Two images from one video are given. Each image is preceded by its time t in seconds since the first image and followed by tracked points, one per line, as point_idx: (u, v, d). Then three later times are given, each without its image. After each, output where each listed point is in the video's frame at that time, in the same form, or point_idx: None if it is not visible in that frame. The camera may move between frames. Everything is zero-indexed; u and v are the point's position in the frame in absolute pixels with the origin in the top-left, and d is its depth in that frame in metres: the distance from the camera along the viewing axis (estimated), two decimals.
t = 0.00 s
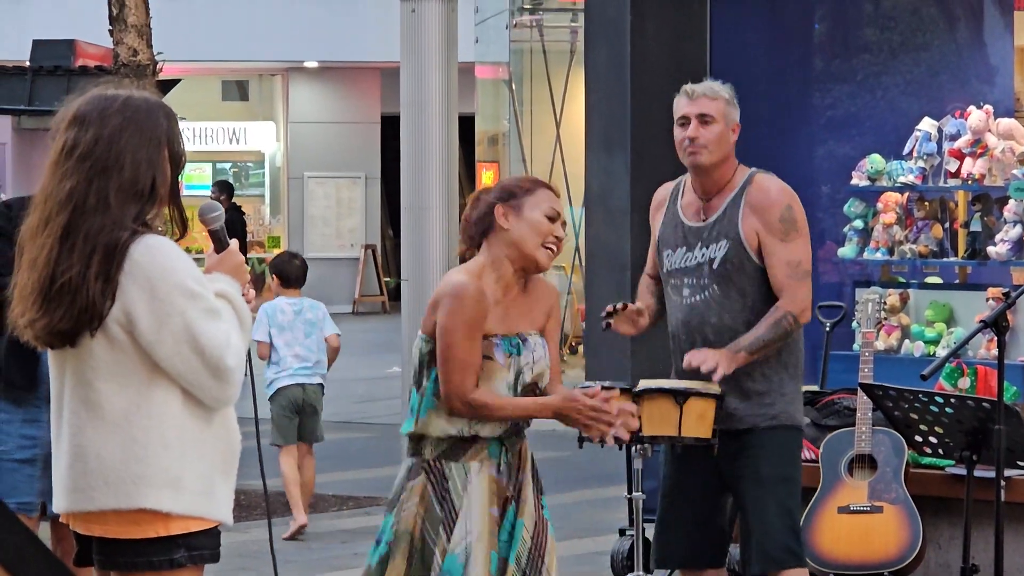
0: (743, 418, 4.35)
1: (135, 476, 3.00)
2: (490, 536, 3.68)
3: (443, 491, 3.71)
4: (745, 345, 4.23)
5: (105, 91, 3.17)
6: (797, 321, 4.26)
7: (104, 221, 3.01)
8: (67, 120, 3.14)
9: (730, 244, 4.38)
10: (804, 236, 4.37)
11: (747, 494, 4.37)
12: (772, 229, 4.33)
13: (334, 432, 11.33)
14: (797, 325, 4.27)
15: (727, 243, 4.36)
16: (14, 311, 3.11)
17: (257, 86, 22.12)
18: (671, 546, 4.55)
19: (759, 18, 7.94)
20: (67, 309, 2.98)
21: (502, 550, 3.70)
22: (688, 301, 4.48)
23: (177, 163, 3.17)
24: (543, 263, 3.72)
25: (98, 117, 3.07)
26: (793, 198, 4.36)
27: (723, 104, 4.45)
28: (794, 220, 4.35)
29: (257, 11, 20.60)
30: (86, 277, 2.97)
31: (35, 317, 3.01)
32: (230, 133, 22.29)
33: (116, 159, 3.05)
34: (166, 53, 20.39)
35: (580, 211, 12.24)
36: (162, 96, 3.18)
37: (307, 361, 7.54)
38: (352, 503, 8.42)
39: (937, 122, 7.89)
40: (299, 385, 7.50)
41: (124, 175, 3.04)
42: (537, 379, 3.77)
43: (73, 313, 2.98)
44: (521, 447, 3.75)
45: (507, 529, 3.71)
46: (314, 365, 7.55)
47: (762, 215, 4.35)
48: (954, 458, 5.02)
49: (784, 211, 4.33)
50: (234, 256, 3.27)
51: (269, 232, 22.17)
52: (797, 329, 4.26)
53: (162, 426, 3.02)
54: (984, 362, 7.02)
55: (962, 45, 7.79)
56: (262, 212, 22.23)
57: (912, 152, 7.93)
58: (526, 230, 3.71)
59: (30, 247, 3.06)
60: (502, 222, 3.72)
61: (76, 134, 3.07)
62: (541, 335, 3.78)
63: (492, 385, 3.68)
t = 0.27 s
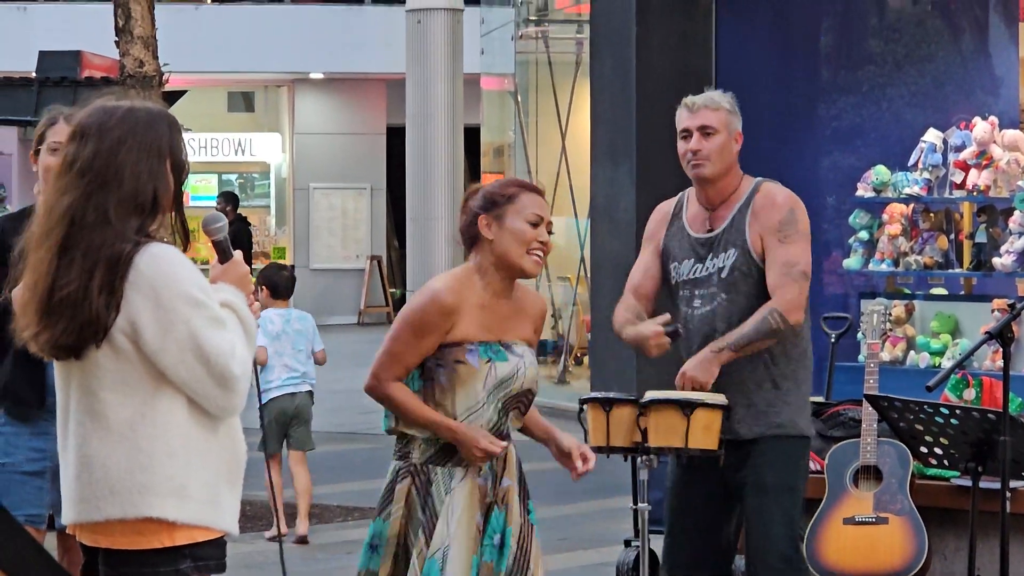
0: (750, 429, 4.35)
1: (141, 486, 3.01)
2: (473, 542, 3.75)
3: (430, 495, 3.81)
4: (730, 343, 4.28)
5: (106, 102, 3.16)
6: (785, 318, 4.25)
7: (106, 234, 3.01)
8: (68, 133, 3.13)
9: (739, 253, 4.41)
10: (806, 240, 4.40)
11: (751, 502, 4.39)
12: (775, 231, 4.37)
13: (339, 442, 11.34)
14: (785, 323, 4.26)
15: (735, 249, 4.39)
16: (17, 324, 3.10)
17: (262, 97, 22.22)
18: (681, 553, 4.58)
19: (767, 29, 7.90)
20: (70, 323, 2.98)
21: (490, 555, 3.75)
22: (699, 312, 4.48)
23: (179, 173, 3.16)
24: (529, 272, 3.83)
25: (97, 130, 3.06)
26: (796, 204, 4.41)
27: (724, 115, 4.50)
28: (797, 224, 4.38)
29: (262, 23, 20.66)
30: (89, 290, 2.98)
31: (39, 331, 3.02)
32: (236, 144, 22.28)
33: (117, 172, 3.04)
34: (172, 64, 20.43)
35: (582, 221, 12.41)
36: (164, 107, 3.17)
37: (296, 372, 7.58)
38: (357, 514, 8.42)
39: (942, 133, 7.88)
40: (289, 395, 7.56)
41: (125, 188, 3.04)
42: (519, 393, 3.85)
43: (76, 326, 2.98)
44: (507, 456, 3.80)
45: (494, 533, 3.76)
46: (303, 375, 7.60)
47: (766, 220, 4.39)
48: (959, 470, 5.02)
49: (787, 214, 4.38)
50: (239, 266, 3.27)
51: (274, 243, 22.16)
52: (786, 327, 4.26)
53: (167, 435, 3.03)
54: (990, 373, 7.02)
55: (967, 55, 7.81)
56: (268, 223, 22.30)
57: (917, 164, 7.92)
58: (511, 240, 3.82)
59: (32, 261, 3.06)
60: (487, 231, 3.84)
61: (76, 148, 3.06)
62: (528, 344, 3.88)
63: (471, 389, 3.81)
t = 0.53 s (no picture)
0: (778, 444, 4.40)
1: (148, 491, 3.00)
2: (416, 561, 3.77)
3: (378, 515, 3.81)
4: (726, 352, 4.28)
5: (114, 113, 3.17)
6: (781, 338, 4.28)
7: (112, 244, 3.02)
8: (76, 145, 3.15)
9: (758, 270, 4.44)
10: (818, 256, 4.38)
11: (787, 514, 4.47)
12: (785, 242, 4.37)
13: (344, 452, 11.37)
14: (780, 340, 4.28)
15: (753, 268, 4.42)
16: (27, 336, 3.11)
17: (267, 107, 22.26)
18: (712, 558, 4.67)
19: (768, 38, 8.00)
20: (76, 333, 2.98)
21: None
22: (723, 329, 4.52)
23: (186, 184, 3.16)
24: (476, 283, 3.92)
25: (104, 141, 3.07)
26: (812, 218, 4.39)
27: (738, 132, 4.46)
28: (807, 240, 4.36)
29: (267, 33, 20.71)
30: (95, 300, 2.98)
31: (47, 342, 3.02)
32: (242, 153, 22.34)
33: (122, 184, 3.05)
34: (177, 74, 20.48)
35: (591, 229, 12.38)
36: (171, 117, 3.17)
37: (281, 384, 7.68)
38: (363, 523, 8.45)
39: (948, 142, 7.81)
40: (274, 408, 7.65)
41: (130, 200, 3.05)
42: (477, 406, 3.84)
43: (82, 337, 2.98)
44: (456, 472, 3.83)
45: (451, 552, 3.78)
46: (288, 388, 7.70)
47: (781, 234, 4.39)
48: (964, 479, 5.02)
49: (801, 229, 4.37)
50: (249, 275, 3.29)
51: (279, 252, 22.26)
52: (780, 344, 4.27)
53: (174, 440, 3.01)
54: (994, 382, 7.03)
55: (972, 65, 7.74)
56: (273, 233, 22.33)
57: (922, 173, 7.87)
58: (453, 255, 3.90)
59: (39, 273, 3.07)
60: (428, 250, 3.91)
61: (82, 160, 3.08)
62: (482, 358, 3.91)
63: (421, 404, 3.80)
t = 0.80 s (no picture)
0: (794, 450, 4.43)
1: (155, 497, 2.95)
2: (344, 551, 3.69)
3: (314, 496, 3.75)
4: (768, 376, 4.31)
5: (125, 116, 3.11)
6: (824, 358, 4.32)
7: (118, 248, 2.95)
8: (84, 146, 3.08)
9: (779, 283, 4.48)
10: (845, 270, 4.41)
11: (799, 518, 4.48)
12: (811, 262, 4.40)
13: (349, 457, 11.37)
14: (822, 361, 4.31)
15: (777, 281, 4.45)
16: (33, 339, 3.05)
17: (273, 112, 22.10)
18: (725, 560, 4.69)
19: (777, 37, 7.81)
20: (81, 337, 2.92)
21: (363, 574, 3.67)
22: (743, 339, 4.56)
23: (195, 191, 3.11)
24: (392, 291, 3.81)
25: (115, 143, 3.01)
26: (835, 231, 4.42)
27: (760, 146, 4.54)
28: (833, 255, 4.39)
29: (271, 39, 20.71)
30: (101, 304, 2.91)
31: (52, 345, 2.96)
32: (248, 158, 22.29)
33: (131, 187, 2.99)
34: (183, 79, 20.49)
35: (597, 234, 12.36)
36: (180, 122, 3.12)
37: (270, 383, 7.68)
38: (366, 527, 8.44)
39: (954, 148, 7.84)
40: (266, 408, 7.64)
41: (138, 204, 2.98)
42: (412, 401, 3.77)
43: (88, 341, 2.91)
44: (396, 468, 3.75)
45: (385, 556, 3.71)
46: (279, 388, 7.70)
47: (805, 249, 4.42)
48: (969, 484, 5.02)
49: (824, 245, 4.40)
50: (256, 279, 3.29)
51: (285, 258, 22.00)
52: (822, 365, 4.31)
53: (181, 447, 2.96)
54: (999, 387, 7.02)
55: (977, 69, 7.67)
56: (279, 238, 22.15)
57: (927, 178, 7.93)
58: (368, 261, 3.83)
59: (45, 275, 3.00)
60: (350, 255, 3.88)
61: (92, 160, 3.02)
62: (427, 359, 3.83)
63: (342, 396, 3.75)
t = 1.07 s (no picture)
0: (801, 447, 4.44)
1: (163, 498, 2.94)
2: (319, 557, 3.82)
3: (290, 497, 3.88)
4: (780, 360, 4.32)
5: (133, 115, 3.10)
6: (834, 343, 4.30)
7: (126, 246, 2.94)
8: (91, 145, 3.07)
9: (795, 272, 4.51)
10: (859, 261, 4.43)
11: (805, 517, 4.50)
12: (826, 251, 4.43)
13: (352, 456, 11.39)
14: (831, 349, 4.30)
15: (792, 269, 4.49)
16: (38, 336, 3.02)
17: (277, 112, 22.16)
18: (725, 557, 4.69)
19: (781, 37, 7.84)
20: (88, 335, 2.90)
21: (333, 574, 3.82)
22: (755, 327, 4.59)
23: (201, 191, 3.10)
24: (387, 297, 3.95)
25: (123, 142, 3.00)
26: (853, 224, 4.45)
27: (790, 132, 4.57)
28: (848, 246, 4.41)
29: (276, 38, 20.72)
30: (109, 302, 2.90)
31: (59, 341, 2.93)
32: (253, 157, 22.24)
33: (139, 185, 2.97)
34: (188, 79, 20.52)
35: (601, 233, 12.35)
36: (186, 121, 3.11)
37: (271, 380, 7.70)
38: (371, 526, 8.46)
39: (958, 147, 7.83)
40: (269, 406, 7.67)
41: (146, 203, 2.97)
42: (390, 417, 3.91)
43: (95, 339, 2.89)
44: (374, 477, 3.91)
45: (359, 557, 3.87)
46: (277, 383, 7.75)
47: (820, 239, 4.45)
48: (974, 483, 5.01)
49: (841, 236, 4.42)
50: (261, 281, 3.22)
51: (290, 257, 22.15)
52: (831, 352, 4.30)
53: (189, 448, 2.95)
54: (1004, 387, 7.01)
55: (981, 68, 7.65)
56: (282, 237, 22.20)
57: (932, 177, 7.91)
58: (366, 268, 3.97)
59: (52, 272, 2.98)
60: (347, 260, 4.01)
61: (101, 158, 3.00)
62: (408, 375, 3.97)
63: (321, 404, 3.89)
